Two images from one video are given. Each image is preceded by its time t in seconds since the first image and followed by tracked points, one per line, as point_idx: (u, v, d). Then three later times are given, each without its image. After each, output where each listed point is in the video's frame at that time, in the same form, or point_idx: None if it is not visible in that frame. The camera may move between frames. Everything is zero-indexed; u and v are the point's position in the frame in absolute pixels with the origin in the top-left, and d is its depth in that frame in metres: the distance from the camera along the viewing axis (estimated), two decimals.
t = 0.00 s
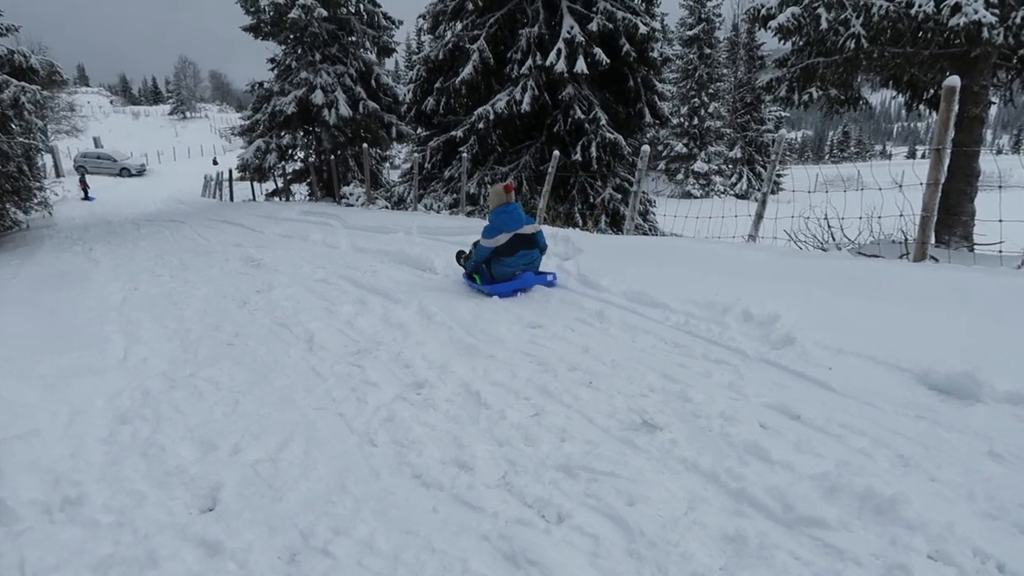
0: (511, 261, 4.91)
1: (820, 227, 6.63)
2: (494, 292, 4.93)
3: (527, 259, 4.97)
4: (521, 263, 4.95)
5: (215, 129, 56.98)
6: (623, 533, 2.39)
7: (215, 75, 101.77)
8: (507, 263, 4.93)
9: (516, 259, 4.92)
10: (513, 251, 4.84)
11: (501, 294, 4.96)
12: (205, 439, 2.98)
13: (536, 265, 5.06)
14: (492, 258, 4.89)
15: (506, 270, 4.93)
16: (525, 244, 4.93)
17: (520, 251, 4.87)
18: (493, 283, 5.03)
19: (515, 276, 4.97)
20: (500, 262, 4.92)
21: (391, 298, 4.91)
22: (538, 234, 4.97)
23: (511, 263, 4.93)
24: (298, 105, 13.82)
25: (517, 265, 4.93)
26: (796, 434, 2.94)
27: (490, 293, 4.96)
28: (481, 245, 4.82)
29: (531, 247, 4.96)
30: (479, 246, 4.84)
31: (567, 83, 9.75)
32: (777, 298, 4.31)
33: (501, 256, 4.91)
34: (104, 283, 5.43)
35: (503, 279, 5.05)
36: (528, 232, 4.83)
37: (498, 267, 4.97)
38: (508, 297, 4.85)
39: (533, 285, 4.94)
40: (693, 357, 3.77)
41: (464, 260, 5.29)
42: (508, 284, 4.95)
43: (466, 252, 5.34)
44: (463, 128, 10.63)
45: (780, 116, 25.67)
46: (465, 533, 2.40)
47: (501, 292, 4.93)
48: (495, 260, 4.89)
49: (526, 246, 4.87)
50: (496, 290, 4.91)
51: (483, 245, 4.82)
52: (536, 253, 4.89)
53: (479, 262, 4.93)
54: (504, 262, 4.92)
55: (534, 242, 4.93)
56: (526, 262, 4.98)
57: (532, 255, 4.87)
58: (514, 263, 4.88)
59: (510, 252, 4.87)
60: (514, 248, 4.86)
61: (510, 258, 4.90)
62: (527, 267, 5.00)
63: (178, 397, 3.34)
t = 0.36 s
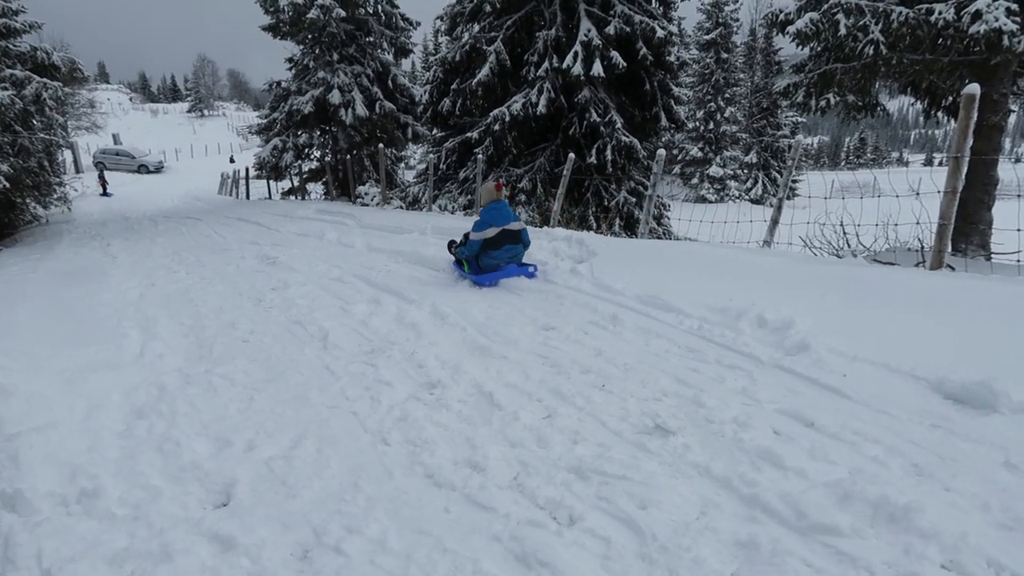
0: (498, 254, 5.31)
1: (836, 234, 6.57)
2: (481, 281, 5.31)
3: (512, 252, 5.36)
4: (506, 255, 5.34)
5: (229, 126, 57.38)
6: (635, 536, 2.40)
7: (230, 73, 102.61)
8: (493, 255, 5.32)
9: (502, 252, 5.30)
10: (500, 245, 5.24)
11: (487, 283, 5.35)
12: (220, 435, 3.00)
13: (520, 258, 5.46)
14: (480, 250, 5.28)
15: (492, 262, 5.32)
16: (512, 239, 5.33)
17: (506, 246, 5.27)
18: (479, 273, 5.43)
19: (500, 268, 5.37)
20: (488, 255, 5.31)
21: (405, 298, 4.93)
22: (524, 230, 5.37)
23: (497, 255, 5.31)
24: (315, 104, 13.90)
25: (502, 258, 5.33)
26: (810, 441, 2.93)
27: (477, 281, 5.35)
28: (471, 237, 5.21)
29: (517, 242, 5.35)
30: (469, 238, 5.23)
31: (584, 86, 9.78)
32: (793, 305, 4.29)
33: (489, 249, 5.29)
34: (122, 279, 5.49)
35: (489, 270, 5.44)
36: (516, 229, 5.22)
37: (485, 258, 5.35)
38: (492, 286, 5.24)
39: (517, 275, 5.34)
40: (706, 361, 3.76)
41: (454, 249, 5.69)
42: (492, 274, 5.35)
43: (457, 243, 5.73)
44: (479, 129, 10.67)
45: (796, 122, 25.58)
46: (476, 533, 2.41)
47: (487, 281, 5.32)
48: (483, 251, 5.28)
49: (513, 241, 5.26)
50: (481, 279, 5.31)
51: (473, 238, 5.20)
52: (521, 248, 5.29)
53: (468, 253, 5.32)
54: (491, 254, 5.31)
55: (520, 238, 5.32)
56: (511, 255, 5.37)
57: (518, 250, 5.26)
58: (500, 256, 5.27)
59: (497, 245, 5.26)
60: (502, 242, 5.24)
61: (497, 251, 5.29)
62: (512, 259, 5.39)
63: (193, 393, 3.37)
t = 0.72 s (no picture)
0: (487, 246, 5.66)
1: (851, 239, 6.54)
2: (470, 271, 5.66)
3: (500, 245, 5.70)
4: (494, 248, 5.68)
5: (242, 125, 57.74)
6: (645, 539, 2.39)
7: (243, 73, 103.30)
8: (482, 247, 5.66)
9: (491, 244, 5.63)
10: (489, 238, 5.59)
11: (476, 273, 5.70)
12: (232, 431, 3.02)
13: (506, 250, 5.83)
14: (470, 242, 5.61)
15: (481, 253, 5.66)
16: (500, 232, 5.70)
17: (495, 238, 5.62)
18: (469, 262, 5.77)
19: (488, 259, 5.72)
20: (478, 247, 5.64)
21: (417, 297, 4.94)
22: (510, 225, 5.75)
23: (486, 247, 5.65)
24: (329, 103, 13.94)
25: (491, 250, 5.68)
26: (822, 447, 2.91)
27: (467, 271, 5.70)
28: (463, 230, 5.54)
29: (504, 235, 5.68)
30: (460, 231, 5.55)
31: (598, 89, 9.68)
32: (806, 310, 4.27)
33: (478, 241, 5.63)
34: (137, 274, 5.54)
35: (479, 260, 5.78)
36: (504, 223, 5.59)
37: (475, 250, 5.69)
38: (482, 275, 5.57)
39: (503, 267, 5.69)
40: (718, 365, 3.75)
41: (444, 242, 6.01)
42: (481, 265, 5.70)
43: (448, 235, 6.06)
44: (493, 130, 10.69)
45: (810, 127, 25.48)
46: (486, 533, 2.41)
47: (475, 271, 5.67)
48: (473, 244, 5.62)
49: (500, 234, 5.63)
50: (471, 269, 5.65)
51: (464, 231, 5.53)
52: (509, 241, 5.67)
53: (459, 244, 5.64)
54: (480, 246, 5.65)
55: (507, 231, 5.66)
56: (498, 248, 5.71)
57: (505, 242, 5.63)
58: (489, 248, 5.63)
59: (486, 238, 5.59)
60: (490, 235, 5.58)
61: (485, 243, 5.63)
62: (499, 251, 5.73)
63: (206, 388, 3.39)
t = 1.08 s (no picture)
0: (474, 237, 6.06)
1: (858, 244, 6.51)
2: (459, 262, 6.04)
3: (486, 237, 6.09)
4: (481, 240, 6.07)
5: (249, 123, 57.83)
6: (650, 541, 2.39)
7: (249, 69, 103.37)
8: (470, 239, 6.06)
9: (478, 236, 6.03)
10: (476, 229, 5.99)
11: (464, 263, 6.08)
12: (238, 427, 3.02)
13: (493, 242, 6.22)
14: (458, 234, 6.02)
15: (468, 244, 6.06)
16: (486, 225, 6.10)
17: (482, 231, 6.01)
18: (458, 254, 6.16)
19: (475, 250, 6.11)
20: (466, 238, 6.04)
21: (423, 296, 4.95)
22: (496, 218, 6.14)
23: (473, 239, 6.04)
24: (337, 101, 13.96)
25: (478, 241, 6.07)
26: (828, 452, 2.91)
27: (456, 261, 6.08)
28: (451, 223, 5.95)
29: (491, 228, 6.08)
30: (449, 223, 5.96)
31: (606, 89, 9.62)
32: (813, 314, 4.26)
33: (466, 233, 6.03)
34: (144, 269, 5.55)
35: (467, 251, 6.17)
36: (490, 216, 5.99)
37: (463, 241, 6.09)
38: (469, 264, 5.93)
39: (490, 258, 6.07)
40: (724, 368, 3.75)
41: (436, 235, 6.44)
42: (469, 255, 6.08)
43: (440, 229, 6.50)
44: (500, 130, 10.70)
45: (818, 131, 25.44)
46: (491, 533, 2.41)
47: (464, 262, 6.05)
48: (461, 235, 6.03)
49: (487, 227, 6.03)
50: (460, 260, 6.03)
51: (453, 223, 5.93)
52: (494, 233, 6.05)
53: (448, 236, 6.06)
54: (468, 238, 6.04)
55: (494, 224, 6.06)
56: (485, 240, 6.10)
57: (491, 234, 6.00)
58: (476, 239, 6.02)
59: (473, 230, 6.00)
60: (477, 227, 5.98)
61: (472, 235, 6.03)
62: (486, 243, 6.12)
63: (212, 384, 3.40)
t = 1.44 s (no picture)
0: (469, 239, 6.42)
1: (875, 254, 6.44)
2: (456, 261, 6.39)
3: (481, 239, 6.43)
4: (476, 241, 6.41)
5: (262, 126, 58.21)
6: (665, 552, 2.37)
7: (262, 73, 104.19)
8: (466, 240, 6.40)
9: (473, 237, 6.37)
10: (471, 231, 6.35)
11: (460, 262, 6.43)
12: (254, 430, 3.03)
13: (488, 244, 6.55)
14: (455, 235, 6.39)
15: (464, 245, 6.42)
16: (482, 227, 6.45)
17: (477, 233, 6.35)
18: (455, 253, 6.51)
19: (471, 251, 6.46)
20: (462, 240, 6.38)
21: (438, 302, 4.95)
22: (491, 221, 6.46)
23: (468, 240, 6.39)
24: (353, 107, 13.93)
25: (473, 243, 6.41)
26: (845, 464, 2.89)
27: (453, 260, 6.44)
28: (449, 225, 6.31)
29: (485, 230, 6.41)
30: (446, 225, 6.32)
31: (621, 97, 9.60)
32: (830, 325, 4.24)
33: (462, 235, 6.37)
34: (160, 272, 5.60)
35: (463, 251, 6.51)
36: (484, 219, 6.34)
37: (458, 242, 6.44)
38: (470, 265, 6.13)
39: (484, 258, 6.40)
40: (740, 378, 3.73)
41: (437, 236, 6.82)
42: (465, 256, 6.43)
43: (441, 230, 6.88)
44: (515, 136, 10.73)
45: (834, 141, 25.31)
46: (505, 541, 2.40)
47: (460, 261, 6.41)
48: (457, 236, 6.40)
49: (482, 229, 6.35)
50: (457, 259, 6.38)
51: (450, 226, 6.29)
52: (489, 235, 6.40)
53: (445, 237, 6.42)
54: (464, 239, 6.39)
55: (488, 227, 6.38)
56: (480, 241, 6.44)
57: (485, 236, 6.35)
58: (471, 240, 6.37)
59: (469, 231, 6.34)
60: (473, 230, 6.31)
61: (468, 236, 6.38)
62: (481, 244, 6.45)
63: (228, 387, 3.42)
